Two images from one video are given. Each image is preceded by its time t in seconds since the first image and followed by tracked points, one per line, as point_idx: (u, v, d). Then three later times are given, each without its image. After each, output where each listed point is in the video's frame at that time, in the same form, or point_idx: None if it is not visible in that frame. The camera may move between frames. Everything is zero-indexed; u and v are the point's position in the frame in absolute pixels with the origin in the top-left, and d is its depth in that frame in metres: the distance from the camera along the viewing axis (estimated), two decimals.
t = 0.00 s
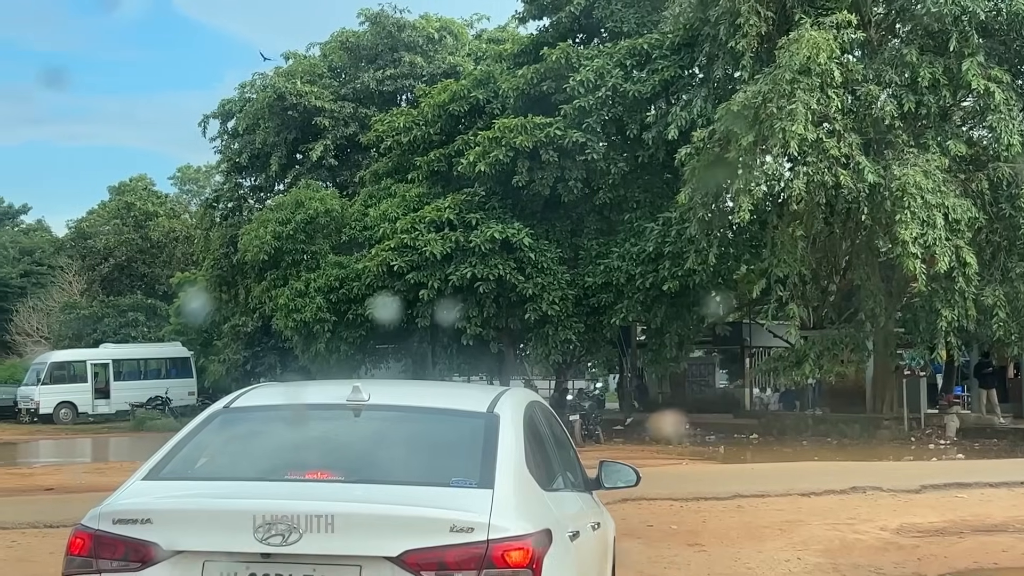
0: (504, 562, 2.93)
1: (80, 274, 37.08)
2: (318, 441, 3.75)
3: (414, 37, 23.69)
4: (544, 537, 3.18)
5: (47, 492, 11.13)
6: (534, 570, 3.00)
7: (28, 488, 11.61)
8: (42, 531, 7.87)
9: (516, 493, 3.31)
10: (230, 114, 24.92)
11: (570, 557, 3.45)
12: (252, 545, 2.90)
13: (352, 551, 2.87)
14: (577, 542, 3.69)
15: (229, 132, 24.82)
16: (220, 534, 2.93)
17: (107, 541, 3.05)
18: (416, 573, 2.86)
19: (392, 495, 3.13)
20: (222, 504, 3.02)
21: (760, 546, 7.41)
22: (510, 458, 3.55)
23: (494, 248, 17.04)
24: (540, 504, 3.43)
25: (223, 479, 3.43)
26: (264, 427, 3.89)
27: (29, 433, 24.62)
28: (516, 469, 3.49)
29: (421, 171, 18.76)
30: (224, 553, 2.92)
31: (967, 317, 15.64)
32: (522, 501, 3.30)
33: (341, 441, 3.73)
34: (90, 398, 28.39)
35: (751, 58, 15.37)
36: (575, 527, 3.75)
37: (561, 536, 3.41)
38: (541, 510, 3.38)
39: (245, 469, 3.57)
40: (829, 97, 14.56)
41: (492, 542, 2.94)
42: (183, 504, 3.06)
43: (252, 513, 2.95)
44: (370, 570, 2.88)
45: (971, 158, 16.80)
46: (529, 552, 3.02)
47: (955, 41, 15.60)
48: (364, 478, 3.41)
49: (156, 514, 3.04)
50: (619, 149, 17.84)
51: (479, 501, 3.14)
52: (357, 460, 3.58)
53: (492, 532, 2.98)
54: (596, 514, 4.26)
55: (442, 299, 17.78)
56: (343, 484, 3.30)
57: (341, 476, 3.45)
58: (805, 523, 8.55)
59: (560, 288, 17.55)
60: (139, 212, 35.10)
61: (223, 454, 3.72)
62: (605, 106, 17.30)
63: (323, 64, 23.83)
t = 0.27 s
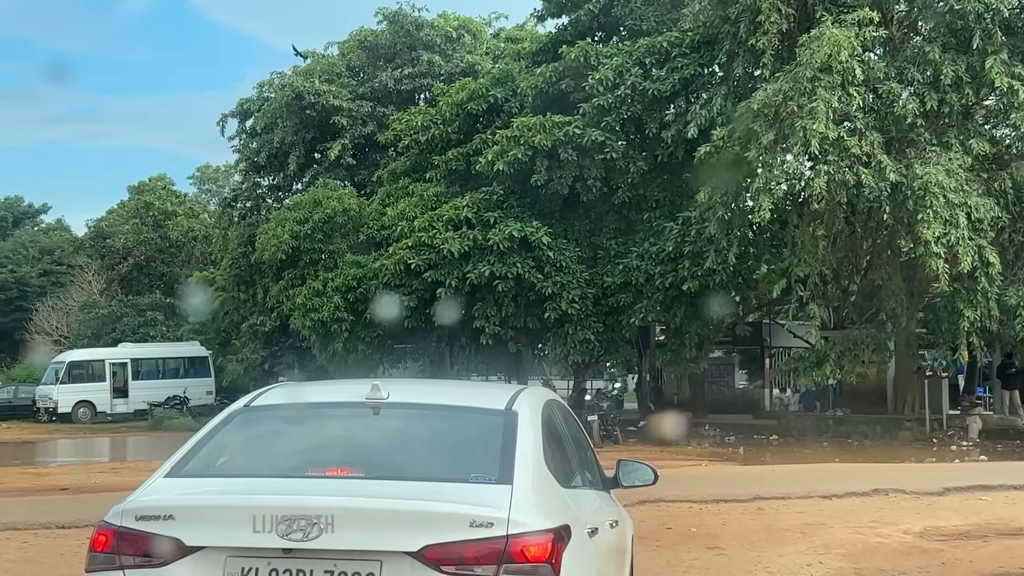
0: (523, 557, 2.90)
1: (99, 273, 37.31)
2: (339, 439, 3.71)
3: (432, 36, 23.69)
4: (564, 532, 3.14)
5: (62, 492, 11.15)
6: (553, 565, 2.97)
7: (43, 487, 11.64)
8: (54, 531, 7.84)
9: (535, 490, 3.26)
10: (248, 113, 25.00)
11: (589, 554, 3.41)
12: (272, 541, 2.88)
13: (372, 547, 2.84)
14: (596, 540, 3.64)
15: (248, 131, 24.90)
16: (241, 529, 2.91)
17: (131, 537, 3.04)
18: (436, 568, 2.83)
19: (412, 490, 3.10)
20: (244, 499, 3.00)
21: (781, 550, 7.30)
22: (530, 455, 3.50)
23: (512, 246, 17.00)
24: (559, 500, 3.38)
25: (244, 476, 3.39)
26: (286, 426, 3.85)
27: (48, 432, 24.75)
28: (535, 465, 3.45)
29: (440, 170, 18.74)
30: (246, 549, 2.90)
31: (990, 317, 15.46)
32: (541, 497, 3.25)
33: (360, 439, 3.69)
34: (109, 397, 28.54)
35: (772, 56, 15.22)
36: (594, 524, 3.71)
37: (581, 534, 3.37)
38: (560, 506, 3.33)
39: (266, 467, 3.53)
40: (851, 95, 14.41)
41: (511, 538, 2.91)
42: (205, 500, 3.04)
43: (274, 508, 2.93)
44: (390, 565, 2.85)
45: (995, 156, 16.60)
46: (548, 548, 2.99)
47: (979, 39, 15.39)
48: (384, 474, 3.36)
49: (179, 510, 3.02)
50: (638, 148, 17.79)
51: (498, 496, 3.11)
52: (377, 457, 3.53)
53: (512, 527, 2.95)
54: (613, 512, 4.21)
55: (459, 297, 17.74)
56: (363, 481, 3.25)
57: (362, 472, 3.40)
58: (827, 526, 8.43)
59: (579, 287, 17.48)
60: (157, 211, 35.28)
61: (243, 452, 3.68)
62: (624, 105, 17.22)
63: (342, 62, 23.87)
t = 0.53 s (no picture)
0: (548, 561, 2.86)
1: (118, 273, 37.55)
2: (364, 441, 3.65)
3: (450, 35, 23.68)
4: (589, 536, 3.09)
5: (79, 492, 11.18)
6: (578, 569, 2.92)
7: (59, 487, 11.68)
8: (68, 532, 7.82)
9: (561, 493, 3.21)
10: (266, 113, 25.07)
11: (614, 557, 3.36)
12: (301, 543, 2.85)
13: (398, 549, 2.81)
14: (620, 543, 3.59)
15: (265, 131, 24.97)
16: (271, 531, 2.88)
17: (159, 538, 3.01)
18: (462, 571, 2.79)
19: (439, 493, 3.06)
20: (273, 502, 2.97)
21: (802, 554, 7.21)
22: (555, 458, 3.44)
23: (529, 245, 16.93)
24: (584, 504, 3.33)
25: (270, 479, 3.35)
26: (311, 429, 3.81)
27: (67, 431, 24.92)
28: (559, 467, 3.40)
29: (457, 169, 18.72)
30: (274, 551, 2.87)
31: (1013, 318, 15.26)
32: (567, 501, 3.20)
33: (386, 441, 3.63)
34: (127, 397, 28.67)
35: (792, 54, 15.09)
36: (618, 528, 3.66)
37: (605, 537, 3.32)
38: (584, 509, 3.27)
39: (292, 470, 3.48)
40: (872, 94, 14.25)
41: (537, 541, 2.87)
42: (234, 502, 3.01)
43: (302, 510, 2.90)
44: (417, 567, 2.81)
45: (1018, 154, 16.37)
46: (574, 551, 2.95)
47: (1003, 35, 15.16)
48: (410, 477, 3.31)
49: (207, 512, 2.99)
50: (656, 147, 17.68)
51: (522, 499, 3.06)
52: (402, 460, 3.48)
53: (538, 530, 2.90)
54: (636, 513, 4.16)
55: (476, 297, 17.70)
56: (389, 484, 3.20)
57: (387, 475, 3.35)
58: (850, 529, 8.31)
59: (597, 287, 17.42)
60: (176, 211, 35.44)
61: (270, 454, 3.64)
62: (642, 103, 17.15)
63: (359, 62, 23.91)
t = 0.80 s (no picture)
0: (575, 554, 2.85)
1: (136, 274, 37.73)
2: (392, 438, 3.63)
3: (466, 35, 23.66)
4: (614, 531, 3.08)
5: (95, 492, 11.19)
6: (604, 563, 2.91)
7: (75, 489, 11.69)
8: (82, 534, 7.78)
9: (586, 490, 3.19)
10: (282, 113, 25.11)
11: (637, 553, 3.35)
12: (331, 538, 2.81)
13: (428, 544, 2.78)
14: (644, 541, 3.56)
15: (282, 131, 25.02)
16: (303, 526, 2.84)
17: (190, 535, 2.97)
18: (490, 565, 2.78)
19: (466, 489, 3.03)
20: (304, 497, 2.93)
21: (824, 557, 7.10)
22: (580, 456, 3.42)
23: (545, 245, 16.85)
24: (609, 500, 3.31)
25: (299, 475, 3.31)
26: (339, 429, 3.78)
27: (86, 432, 25.05)
28: (583, 464, 3.38)
29: (474, 168, 18.68)
30: (305, 546, 2.83)
31: None
32: (592, 497, 3.18)
33: (413, 439, 3.61)
34: (144, 398, 28.78)
35: (811, 51, 14.94)
36: (641, 525, 3.65)
37: (630, 534, 3.29)
38: (610, 506, 3.25)
39: (321, 466, 3.44)
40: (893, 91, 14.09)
41: (563, 535, 2.86)
42: (266, 497, 2.97)
43: (334, 505, 2.86)
44: (446, 561, 2.79)
45: None
46: (600, 545, 2.94)
47: None
48: (439, 474, 3.27)
49: (240, 508, 2.95)
50: (674, 146, 17.56)
51: (547, 493, 3.05)
52: (430, 457, 3.45)
53: (564, 524, 2.90)
54: (659, 512, 4.13)
55: (492, 297, 17.66)
56: (418, 480, 3.16)
57: (416, 472, 3.31)
58: (873, 532, 8.20)
59: (614, 286, 17.32)
60: (193, 211, 35.58)
61: (297, 452, 3.61)
62: (659, 102, 17.07)
63: (376, 61, 23.93)
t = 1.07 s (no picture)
0: (598, 549, 2.92)
1: (153, 274, 37.90)
2: (417, 436, 3.67)
3: (482, 33, 23.62)
4: (637, 528, 3.14)
5: (109, 494, 11.24)
6: (627, 558, 2.98)
7: (88, 490, 11.73)
8: (94, 536, 7.77)
9: (609, 487, 3.24)
10: (298, 112, 25.14)
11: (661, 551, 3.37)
12: (358, 533, 2.90)
13: (452, 539, 2.87)
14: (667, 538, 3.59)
15: (297, 131, 25.06)
16: (331, 522, 2.93)
17: (222, 530, 3.07)
18: (514, 560, 2.86)
19: (490, 486, 3.11)
20: (332, 493, 3.03)
21: (843, 559, 7.03)
22: (604, 454, 3.45)
23: (559, 244, 16.75)
24: (631, 498, 3.35)
25: (327, 473, 3.36)
26: (365, 427, 3.82)
27: (103, 432, 25.18)
28: (607, 462, 3.41)
29: (489, 168, 18.65)
30: (333, 541, 2.93)
31: None
32: (614, 495, 3.23)
33: (439, 438, 3.65)
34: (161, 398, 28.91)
35: (829, 48, 14.82)
36: (663, 522, 3.63)
37: (652, 531, 3.33)
38: (632, 503, 3.30)
39: (348, 464, 3.48)
40: (911, 88, 13.96)
41: (586, 531, 2.93)
42: (295, 494, 3.06)
43: (361, 502, 2.95)
44: (471, 556, 2.87)
45: None
46: (622, 540, 3.01)
47: None
48: (464, 471, 3.31)
49: (270, 504, 3.04)
50: (689, 144, 17.46)
51: (570, 490, 3.12)
52: (456, 455, 3.49)
53: (587, 520, 2.97)
54: (681, 510, 4.16)
55: (507, 297, 17.61)
56: (443, 476, 3.22)
57: (441, 469, 3.36)
58: (893, 533, 8.11)
59: (629, 286, 17.19)
60: (209, 212, 35.72)
61: (324, 450, 3.65)
62: (675, 100, 17.00)
63: (391, 60, 23.97)
